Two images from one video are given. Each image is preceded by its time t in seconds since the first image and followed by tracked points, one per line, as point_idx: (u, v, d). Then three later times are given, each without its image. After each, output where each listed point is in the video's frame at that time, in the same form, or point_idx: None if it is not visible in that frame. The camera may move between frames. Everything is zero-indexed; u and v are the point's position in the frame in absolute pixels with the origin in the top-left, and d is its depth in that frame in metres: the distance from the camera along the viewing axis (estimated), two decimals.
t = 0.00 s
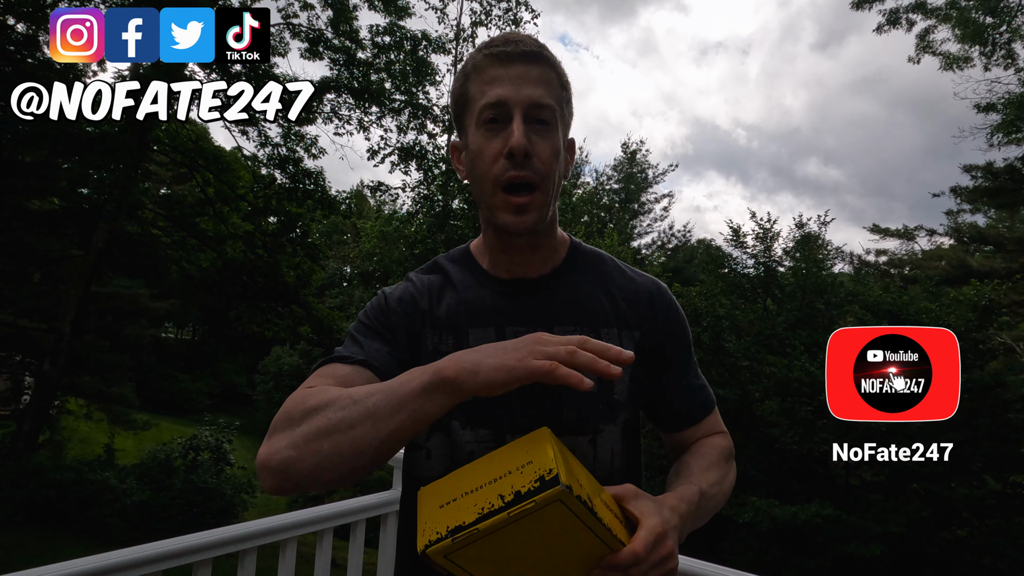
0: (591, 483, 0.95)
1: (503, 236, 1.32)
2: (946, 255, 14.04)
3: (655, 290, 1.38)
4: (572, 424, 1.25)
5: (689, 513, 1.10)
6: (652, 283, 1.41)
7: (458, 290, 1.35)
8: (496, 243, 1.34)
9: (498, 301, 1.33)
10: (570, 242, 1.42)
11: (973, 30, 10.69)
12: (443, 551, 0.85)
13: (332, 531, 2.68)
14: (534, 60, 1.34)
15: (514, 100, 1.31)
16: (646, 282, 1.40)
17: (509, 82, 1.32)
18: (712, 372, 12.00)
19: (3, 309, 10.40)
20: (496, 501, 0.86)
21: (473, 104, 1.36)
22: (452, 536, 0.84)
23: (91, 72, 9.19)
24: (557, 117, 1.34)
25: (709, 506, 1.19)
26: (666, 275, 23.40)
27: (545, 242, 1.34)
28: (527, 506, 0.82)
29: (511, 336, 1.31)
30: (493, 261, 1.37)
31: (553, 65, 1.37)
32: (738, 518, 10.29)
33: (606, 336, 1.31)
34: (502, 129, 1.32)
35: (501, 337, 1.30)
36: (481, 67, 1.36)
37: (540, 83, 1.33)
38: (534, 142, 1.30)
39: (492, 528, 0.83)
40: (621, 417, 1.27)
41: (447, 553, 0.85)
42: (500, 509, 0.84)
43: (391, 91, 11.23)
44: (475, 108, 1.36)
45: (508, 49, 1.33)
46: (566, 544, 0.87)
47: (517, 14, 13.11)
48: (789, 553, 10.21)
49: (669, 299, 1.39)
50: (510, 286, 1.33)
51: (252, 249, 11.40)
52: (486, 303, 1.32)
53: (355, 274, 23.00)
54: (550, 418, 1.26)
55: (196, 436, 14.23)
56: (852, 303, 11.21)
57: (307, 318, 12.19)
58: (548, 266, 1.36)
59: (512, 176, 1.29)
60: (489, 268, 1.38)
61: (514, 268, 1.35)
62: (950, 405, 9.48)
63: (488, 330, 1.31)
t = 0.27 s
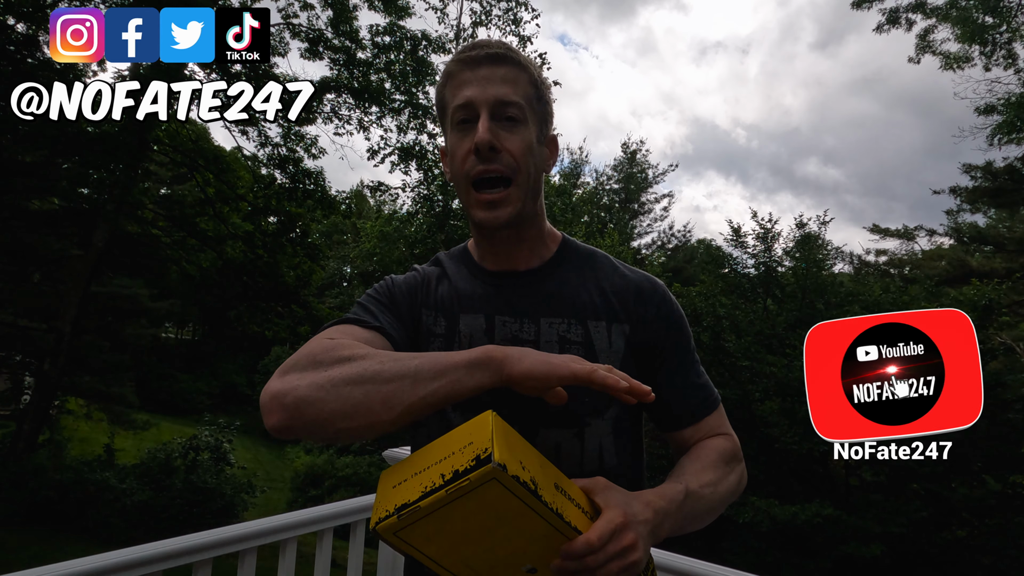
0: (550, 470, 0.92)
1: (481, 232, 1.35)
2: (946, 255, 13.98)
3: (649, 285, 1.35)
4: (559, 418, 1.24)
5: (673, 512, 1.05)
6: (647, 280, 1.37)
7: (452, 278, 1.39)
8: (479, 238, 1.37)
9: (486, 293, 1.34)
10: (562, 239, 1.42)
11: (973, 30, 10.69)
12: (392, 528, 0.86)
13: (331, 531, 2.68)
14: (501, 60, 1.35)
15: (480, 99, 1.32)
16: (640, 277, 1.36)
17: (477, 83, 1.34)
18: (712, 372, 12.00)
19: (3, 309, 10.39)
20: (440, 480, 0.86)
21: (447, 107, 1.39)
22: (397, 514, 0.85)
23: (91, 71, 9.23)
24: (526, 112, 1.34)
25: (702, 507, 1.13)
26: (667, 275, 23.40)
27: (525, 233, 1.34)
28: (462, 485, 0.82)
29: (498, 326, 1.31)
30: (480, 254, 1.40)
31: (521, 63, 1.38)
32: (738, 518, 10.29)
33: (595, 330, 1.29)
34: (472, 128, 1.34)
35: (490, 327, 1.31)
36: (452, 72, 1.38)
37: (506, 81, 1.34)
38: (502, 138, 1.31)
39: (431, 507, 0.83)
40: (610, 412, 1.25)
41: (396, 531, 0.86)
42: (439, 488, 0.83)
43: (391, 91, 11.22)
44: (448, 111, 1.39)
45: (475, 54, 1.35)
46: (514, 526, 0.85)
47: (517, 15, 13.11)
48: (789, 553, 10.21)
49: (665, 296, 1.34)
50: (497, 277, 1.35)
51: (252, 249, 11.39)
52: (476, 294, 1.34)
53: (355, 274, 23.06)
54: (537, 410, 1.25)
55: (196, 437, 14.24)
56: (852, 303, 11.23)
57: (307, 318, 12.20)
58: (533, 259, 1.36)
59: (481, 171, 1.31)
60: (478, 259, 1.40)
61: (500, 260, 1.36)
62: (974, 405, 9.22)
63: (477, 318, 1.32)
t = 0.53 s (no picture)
0: (545, 467, 0.92)
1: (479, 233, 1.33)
2: (946, 256, 13.84)
3: (648, 286, 1.34)
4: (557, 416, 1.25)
5: (669, 512, 1.04)
6: (646, 280, 1.36)
7: (454, 277, 1.40)
8: (477, 238, 1.36)
9: (486, 292, 1.35)
10: (561, 240, 1.41)
11: (973, 30, 10.70)
12: (388, 522, 0.86)
13: (331, 531, 2.68)
14: (497, 64, 1.34)
15: (476, 102, 1.31)
16: (639, 278, 1.36)
17: (473, 87, 1.33)
18: (712, 372, 12.00)
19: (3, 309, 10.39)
20: (434, 473, 0.86)
21: (446, 110, 1.38)
22: (392, 508, 0.85)
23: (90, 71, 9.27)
24: (523, 114, 1.33)
25: (700, 507, 1.13)
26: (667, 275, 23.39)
27: (521, 234, 1.33)
28: (456, 479, 0.81)
29: (497, 325, 1.32)
30: (480, 255, 1.40)
31: (518, 65, 1.37)
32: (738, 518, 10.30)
33: (593, 330, 1.29)
34: (469, 131, 1.33)
35: (488, 327, 1.32)
36: (449, 77, 1.38)
37: (502, 85, 1.33)
38: (498, 140, 1.29)
39: (426, 501, 0.83)
40: (608, 412, 1.25)
41: (391, 524, 0.86)
42: (433, 482, 0.84)
43: (391, 91, 11.22)
44: (447, 114, 1.38)
45: (472, 58, 1.35)
46: (509, 522, 0.85)
47: (517, 14, 13.10)
48: (789, 553, 10.22)
49: (665, 297, 1.34)
50: (496, 277, 1.35)
51: (252, 249, 11.40)
52: (475, 294, 1.35)
53: (355, 274, 23.10)
54: (535, 408, 1.25)
55: (195, 436, 14.25)
56: (852, 303, 11.23)
57: (307, 318, 12.21)
58: (531, 259, 1.36)
59: (476, 173, 1.29)
60: (477, 261, 1.41)
61: (498, 261, 1.37)
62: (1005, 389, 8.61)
63: (476, 317, 1.33)
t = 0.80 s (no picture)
0: (567, 474, 0.93)
1: (502, 229, 1.34)
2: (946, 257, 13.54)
3: (650, 288, 1.34)
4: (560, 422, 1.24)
5: (680, 513, 1.04)
6: (649, 283, 1.36)
7: (456, 284, 1.38)
8: (493, 233, 1.36)
9: (490, 298, 1.34)
10: (566, 243, 1.41)
11: (973, 30, 10.70)
12: (410, 530, 0.86)
13: (331, 532, 2.68)
14: (549, 68, 1.37)
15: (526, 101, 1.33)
16: (641, 280, 1.35)
17: (523, 85, 1.35)
18: (712, 372, 12.00)
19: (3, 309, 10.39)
20: (461, 482, 0.86)
21: (487, 99, 1.39)
22: (417, 516, 0.85)
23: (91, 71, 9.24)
24: (564, 126, 1.37)
25: (707, 507, 1.13)
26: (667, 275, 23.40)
27: (540, 237, 1.35)
28: (485, 487, 0.82)
29: (499, 331, 1.31)
30: (487, 258, 1.39)
31: (566, 76, 1.40)
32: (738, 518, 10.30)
33: (597, 332, 1.28)
34: (512, 128, 1.34)
35: (491, 334, 1.31)
36: (498, 66, 1.38)
37: (552, 91, 1.36)
38: (540, 142, 1.32)
39: (453, 510, 0.84)
40: (612, 414, 1.24)
41: (414, 533, 0.86)
42: (461, 491, 0.84)
43: (391, 91, 11.22)
44: (488, 104, 1.39)
45: (527, 56, 1.36)
46: (532, 529, 0.85)
47: (517, 15, 13.10)
48: (788, 553, 10.22)
49: (666, 299, 1.33)
50: (500, 282, 1.35)
51: (252, 249, 11.40)
52: (477, 301, 1.34)
53: (355, 274, 23.12)
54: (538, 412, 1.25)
55: (196, 436, 14.27)
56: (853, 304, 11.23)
57: (307, 318, 12.20)
58: (540, 264, 1.35)
59: (514, 170, 1.30)
60: (482, 265, 1.40)
61: (506, 265, 1.36)
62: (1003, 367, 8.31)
63: (478, 326, 1.32)
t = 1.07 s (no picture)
0: (559, 479, 0.93)
1: (497, 236, 1.34)
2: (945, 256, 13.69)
3: (649, 287, 1.33)
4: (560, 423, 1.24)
5: (677, 515, 1.04)
6: (648, 282, 1.35)
7: (454, 287, 1.39)
8: (487, 243, 1.37)
9: (487, 300, 1.34)
10: (563, 241, 1.41)
11: (973, 31, 10.71)
12: (402, 538, 0.86)
13: (331, 531, 2.68)
14: (539, 68, 1.35)
15: (516, 107, 1.31)
16: (640, 279, 1.34)
17: (514, 88, 1.33)
18: (712, 372, 12.00)
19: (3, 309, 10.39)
20: (453, 490, 0.87)
21: (477, 105, 1.37)
22: (410, 523, 0.86)
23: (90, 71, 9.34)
24: (556, 127, 1.35)
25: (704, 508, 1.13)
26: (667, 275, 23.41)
27: (535, 245, 1.35)
28: (476, 495, 0.82)
29: (497, 333, 1.31)
30: (483, 260, 1.40)
31: (557, 74, 1.38)
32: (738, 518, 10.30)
33: (596, 333, 1.28)
34: (504, 134, 1.33)
35: (488, 338, 1.31)
36: (488, 71, 1.36)
37: (543, 92, 1.33)
38: (533, 149, 1.31)
39: (444, 518, 0.84)
40: (611, 415, 1.24)
41: (405, 541, 0.86)
42: (452, 499, 0.85)
43: (391, 91, 11.22)
44: (478, 109, 1.37)
45: (516, 58, 1.34)
46: (524, 535, 0.85)
47: (517, 15, 13.11)
48: (789, 553, 10.21)
49: (666, 298, 1.32)
50: (499, 284, 1.35)
51: (252, 249, 11.40)
52: (476, 304, 1.34)
53: (355, 274, 23.17)
54: (538, 412, 1.25)
55: (196, 436, 14.29)
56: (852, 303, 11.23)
57: (307, 318, 12.20)
58: (538, 266, 1.35)
59: (509, 180, 1.30)
60: (479, 267, 1.40)
61: (502, 266, 1.37)
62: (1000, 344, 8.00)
63: (476, 328, 1.32)
